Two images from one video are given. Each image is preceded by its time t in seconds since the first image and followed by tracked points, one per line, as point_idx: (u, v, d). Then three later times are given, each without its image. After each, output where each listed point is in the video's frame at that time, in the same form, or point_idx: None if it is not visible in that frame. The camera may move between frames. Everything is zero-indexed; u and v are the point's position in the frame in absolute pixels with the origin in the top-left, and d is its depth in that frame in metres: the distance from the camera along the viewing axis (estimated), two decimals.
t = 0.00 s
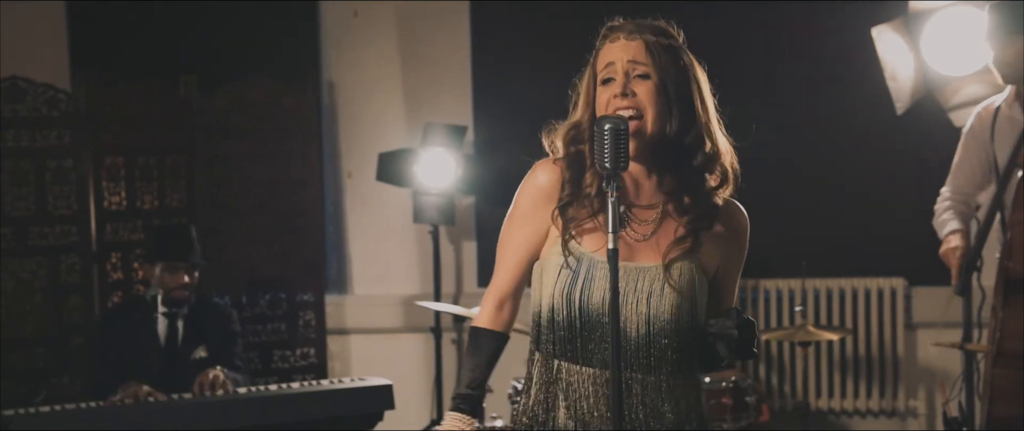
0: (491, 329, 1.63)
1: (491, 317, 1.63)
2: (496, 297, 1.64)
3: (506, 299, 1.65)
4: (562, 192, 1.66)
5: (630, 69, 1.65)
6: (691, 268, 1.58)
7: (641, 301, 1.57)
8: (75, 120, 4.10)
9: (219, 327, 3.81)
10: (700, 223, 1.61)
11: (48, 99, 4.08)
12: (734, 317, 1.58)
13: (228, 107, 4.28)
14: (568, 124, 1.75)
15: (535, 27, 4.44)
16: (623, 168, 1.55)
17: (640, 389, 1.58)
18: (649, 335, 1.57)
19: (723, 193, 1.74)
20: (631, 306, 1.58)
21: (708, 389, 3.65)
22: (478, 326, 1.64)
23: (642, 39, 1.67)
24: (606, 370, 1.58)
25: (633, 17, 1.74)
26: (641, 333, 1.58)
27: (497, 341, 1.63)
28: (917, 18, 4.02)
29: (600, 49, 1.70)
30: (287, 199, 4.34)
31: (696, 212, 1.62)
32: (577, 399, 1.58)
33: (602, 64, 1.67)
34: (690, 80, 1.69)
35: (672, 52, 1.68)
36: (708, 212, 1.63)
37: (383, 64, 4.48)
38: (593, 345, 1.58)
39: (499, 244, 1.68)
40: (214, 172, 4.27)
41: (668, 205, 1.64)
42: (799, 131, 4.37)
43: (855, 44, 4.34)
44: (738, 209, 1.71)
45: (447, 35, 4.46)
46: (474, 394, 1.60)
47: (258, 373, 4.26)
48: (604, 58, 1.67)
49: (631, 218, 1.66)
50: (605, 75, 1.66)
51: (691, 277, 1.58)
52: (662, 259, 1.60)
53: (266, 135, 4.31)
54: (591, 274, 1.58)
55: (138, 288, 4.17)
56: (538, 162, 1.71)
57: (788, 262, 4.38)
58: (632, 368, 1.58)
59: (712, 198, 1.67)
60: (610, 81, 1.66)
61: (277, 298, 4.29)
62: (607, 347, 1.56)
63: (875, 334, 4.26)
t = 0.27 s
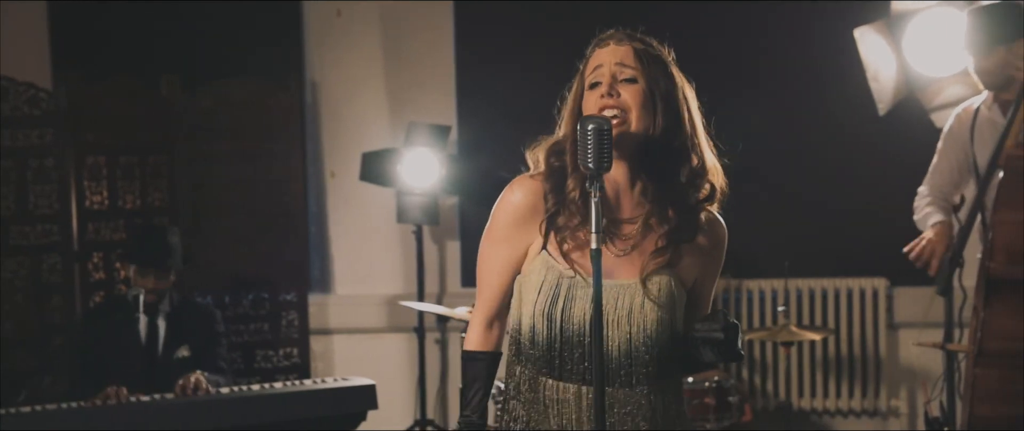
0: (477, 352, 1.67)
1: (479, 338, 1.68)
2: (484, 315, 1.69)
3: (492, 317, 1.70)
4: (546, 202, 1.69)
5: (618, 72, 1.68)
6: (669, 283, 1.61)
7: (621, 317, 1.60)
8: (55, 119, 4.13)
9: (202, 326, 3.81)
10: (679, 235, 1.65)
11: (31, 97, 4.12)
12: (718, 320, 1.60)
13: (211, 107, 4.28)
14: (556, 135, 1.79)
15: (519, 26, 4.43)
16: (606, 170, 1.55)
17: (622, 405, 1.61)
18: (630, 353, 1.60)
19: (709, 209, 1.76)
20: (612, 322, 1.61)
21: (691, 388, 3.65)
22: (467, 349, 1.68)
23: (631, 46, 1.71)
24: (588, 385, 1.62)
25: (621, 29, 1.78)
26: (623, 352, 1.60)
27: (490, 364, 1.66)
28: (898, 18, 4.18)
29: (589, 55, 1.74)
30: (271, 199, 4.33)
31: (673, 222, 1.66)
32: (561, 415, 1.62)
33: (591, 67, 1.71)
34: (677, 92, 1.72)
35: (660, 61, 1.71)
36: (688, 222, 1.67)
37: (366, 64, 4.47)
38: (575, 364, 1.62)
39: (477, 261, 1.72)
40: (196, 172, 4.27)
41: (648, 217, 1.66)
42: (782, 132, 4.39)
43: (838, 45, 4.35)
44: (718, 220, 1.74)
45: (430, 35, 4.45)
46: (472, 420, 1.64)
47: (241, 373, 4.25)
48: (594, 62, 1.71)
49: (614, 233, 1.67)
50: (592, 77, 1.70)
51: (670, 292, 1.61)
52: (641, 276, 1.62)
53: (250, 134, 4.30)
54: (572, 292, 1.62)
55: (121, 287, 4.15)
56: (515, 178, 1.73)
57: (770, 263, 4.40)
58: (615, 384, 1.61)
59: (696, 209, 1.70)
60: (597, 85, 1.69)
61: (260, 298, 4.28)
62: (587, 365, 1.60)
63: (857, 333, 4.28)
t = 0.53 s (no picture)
0: (453, 348, 1.64)
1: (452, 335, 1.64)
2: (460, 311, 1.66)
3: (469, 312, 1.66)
4: (527, 196, 1.69)
5: (598, 77, 1.67)
6: (653, 272, 1.62)
7: (606, 305, 1.60)
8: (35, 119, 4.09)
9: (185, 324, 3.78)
10: (664, 229, 1.65)
11: (11, 96, 4.12)
12: (699, 305, 1.62)
13: (193, 106, 4.26)
14: (533, 125, 1.78)
15: (503, 26, 4.42)
16: (589, 170, 1.55)
17: (604, 392, 1.60)
18: (613, 338, 1.60)
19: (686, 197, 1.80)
20: (596, 310, 1.60)
21: (674, 388, 3.66)
22: (439, 343, 1.64)
23: (611, 48, 1.70)
24: (571, 373, 1.61)
25: (598, 24, 1.77)
26: (604, 337, 1.60)
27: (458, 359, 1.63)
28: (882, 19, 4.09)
29: (568, 54, 1.72)
30: (255, 198, 4.33)
31: (662, 215, 1.66)
32: (543, 403, 1.60)
33: (570, 71, 1.69)
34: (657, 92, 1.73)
35: (640, 63, 1.70)
36: (673, 216, 1.67)
37: (350, 64, 4.46)
38: (555, 351, 1.61)
39: (461, 254, 1.71)
40: (179, 171, 4.25)
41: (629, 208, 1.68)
42: (765, 132, 4.40)
43: (821, 46, 4.37)
44: (700, 209, 1.75)
45: (414, 35, 4.45)
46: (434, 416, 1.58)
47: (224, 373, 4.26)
48: (572, 65, 1.69)
49: (593, 225, 1.68)
50: (572, 82, 1.68)
51: (653, 282, 1.61)
52: (626, 263, 1.63)
53: (234, 132, 4.29)
54: (556, 279, 1.62)
55: (102, 287, 4.10)
56: (499, 170, 1.73)
57: (754, 263, 4.41)
58: (596, 371, 1.60)
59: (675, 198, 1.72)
60: (578, 88, 1.68)
61: (243, 298, 4.28)
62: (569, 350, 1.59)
63: (839, 333, 4.29)
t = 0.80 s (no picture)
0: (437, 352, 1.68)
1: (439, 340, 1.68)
2: (445, 317, 1.70)
3: (455, 319, 1.71)
4: (504, 205, 1.70)
5: (579, 71, 1.69)
6: (631, 281, 1.61)
7: (587, 318, 1.60)
8: (19, 118, 4.08)
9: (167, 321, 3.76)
10: (640, 236, 1.65)
11: None
12: (683, 311, 1.58)
13: (177, 105, 4.25)
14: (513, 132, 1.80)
15: (488, 26, 4.42)
16: (573, 170, 1.54)
17: (588, 402, 1.60)
18: (596, 350, 1.60)
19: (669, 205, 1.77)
20: (578, 322, 1.60)
21: (658, 388, 3.67)
22: (428, 349, 1.69)
23: (592, 46, 1.73)
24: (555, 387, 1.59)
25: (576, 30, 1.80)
26: (588, 348, 1.60)
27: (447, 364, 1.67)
28: (864, 20, 4.24)
29: (549, 54, 1.75)
30: (239, 197, 4.30)
31: (638, 223, 1.66)
32: (527, 417, 1.60)
33: (552, 67, 1.71)
34: (635, 93, 1.74)
35: (620, 62, 1.73)
36: (650, 223, 1.67)
37: (334, 64, 4.46)
38: (539, 366, 1.60)
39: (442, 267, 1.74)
40: (163, 171, 4.24)
41: (609, 217, 1.68)
42: (748, 133, 4.42)
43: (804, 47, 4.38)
44: (678, 215, 1.74)
45: (398, 35, 4.45)
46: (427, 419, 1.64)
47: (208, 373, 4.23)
48: (555, 61, 1.72)
49: (574, 233, 1.67)
50: (553, 76, 1.70)
51: (632, 290, 1.61)
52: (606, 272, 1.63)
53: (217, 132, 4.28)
54: (536, 294, 1.61)
55: (84, 287, 4.09)
56: (474, 182, 1.76)
57: (738, 264, 4.42)
58: (579, 382, 1.61)
59: (655, 203, 1.71)
60: (559, 84, 1.70)
61: (226, 298, 4.26)
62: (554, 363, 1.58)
63: (823, 333, 4.30)
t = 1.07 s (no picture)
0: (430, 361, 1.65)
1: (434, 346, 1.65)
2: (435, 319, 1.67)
3: (445, 321, 1.67)
4: (487, 203, 1.67)
5: (566, 83, 1.66)
6: (615, 270, 1.62)
7: (571, 307, 1.60)
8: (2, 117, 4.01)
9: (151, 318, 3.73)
10: (620, 228, 1.65)
11: None
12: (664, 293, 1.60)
13: (161, 104, 4.25)
14: (487, 130, 1.77)
15: (473, 26, 4.43)
16: (558, 170, 1.55)
17: (573, 391, 1.58)
18: (581, 337, 1.59)
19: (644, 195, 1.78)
20: (562, 311, 1.60)
21: (643, 388, 3.67)
22: (422, 356, 1.66)
23: (576, 54, 1.69)
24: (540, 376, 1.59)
25: (552, 27, 1.76)
26: (572, 339, 1.60)
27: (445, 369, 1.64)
28: (847, 22, 4.06)
29: (530, 58, 1.71)
30: (223, 197, 4.32)
31: (617, 215, 1.66)
32: (511, 407, 1.58)
33: (535, 77, 1.68)
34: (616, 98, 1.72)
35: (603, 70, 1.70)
36: (629, 215, 1.67)
37: (319, 63, 4.45)
38: (524, 358, 1.60)
39: (426, 268, 1.71)
40: (147, 172, 4.23)
41: (590, 211, 1.68)
42: (733, 134, 4.44)
43: (789, 47, 4.39)
44: (654, 206, 1.74)
45: (383, 34, 4.44)
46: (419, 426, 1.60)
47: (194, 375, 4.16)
48: (536, 71, 1.68)
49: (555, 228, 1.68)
50: (537, 87, 1.67)
51: (616, 278, 1.61)
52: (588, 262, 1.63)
53: (201, 131, 4.28)
54: (521, 283, 1.62)
55: (67, 287, 4.06)
56: (455, 180, 1.73)
57: (723, 264, 4.43)
58: (563, 372, 1.59)
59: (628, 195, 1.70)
60: (545, 96, 1.67)
61: (210, 298, 4.23)
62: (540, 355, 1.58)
63: (807, 333, 4.31)
